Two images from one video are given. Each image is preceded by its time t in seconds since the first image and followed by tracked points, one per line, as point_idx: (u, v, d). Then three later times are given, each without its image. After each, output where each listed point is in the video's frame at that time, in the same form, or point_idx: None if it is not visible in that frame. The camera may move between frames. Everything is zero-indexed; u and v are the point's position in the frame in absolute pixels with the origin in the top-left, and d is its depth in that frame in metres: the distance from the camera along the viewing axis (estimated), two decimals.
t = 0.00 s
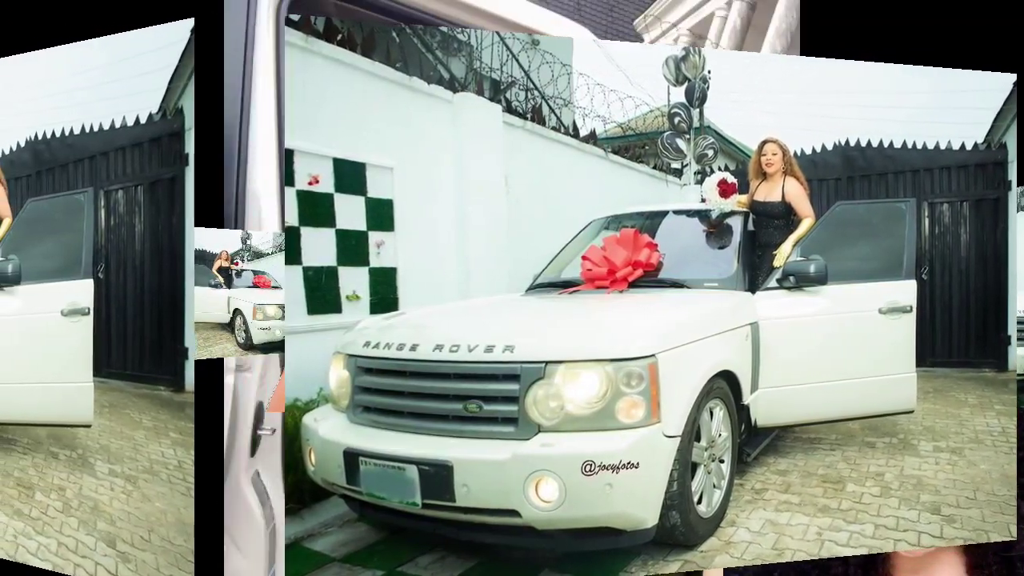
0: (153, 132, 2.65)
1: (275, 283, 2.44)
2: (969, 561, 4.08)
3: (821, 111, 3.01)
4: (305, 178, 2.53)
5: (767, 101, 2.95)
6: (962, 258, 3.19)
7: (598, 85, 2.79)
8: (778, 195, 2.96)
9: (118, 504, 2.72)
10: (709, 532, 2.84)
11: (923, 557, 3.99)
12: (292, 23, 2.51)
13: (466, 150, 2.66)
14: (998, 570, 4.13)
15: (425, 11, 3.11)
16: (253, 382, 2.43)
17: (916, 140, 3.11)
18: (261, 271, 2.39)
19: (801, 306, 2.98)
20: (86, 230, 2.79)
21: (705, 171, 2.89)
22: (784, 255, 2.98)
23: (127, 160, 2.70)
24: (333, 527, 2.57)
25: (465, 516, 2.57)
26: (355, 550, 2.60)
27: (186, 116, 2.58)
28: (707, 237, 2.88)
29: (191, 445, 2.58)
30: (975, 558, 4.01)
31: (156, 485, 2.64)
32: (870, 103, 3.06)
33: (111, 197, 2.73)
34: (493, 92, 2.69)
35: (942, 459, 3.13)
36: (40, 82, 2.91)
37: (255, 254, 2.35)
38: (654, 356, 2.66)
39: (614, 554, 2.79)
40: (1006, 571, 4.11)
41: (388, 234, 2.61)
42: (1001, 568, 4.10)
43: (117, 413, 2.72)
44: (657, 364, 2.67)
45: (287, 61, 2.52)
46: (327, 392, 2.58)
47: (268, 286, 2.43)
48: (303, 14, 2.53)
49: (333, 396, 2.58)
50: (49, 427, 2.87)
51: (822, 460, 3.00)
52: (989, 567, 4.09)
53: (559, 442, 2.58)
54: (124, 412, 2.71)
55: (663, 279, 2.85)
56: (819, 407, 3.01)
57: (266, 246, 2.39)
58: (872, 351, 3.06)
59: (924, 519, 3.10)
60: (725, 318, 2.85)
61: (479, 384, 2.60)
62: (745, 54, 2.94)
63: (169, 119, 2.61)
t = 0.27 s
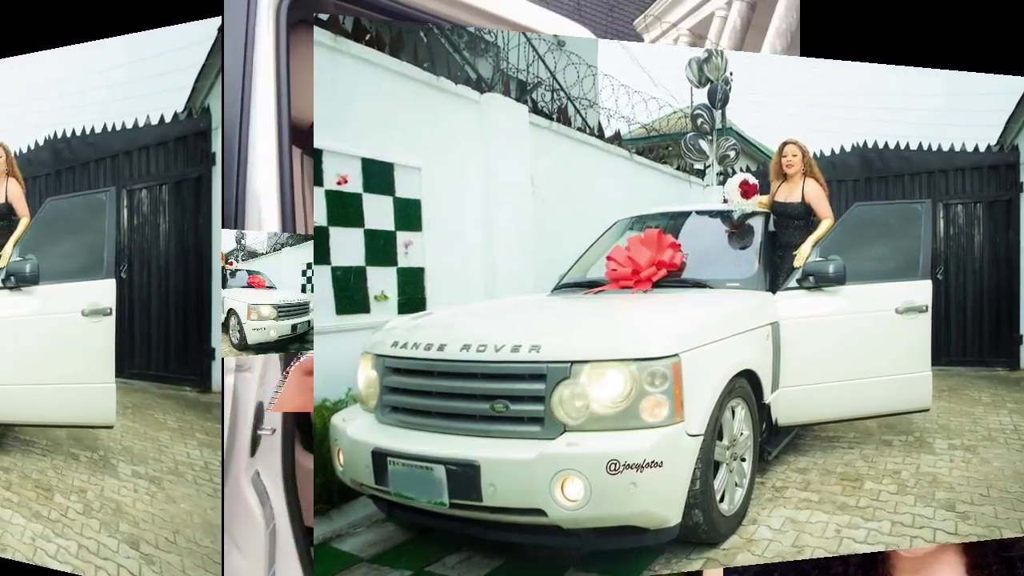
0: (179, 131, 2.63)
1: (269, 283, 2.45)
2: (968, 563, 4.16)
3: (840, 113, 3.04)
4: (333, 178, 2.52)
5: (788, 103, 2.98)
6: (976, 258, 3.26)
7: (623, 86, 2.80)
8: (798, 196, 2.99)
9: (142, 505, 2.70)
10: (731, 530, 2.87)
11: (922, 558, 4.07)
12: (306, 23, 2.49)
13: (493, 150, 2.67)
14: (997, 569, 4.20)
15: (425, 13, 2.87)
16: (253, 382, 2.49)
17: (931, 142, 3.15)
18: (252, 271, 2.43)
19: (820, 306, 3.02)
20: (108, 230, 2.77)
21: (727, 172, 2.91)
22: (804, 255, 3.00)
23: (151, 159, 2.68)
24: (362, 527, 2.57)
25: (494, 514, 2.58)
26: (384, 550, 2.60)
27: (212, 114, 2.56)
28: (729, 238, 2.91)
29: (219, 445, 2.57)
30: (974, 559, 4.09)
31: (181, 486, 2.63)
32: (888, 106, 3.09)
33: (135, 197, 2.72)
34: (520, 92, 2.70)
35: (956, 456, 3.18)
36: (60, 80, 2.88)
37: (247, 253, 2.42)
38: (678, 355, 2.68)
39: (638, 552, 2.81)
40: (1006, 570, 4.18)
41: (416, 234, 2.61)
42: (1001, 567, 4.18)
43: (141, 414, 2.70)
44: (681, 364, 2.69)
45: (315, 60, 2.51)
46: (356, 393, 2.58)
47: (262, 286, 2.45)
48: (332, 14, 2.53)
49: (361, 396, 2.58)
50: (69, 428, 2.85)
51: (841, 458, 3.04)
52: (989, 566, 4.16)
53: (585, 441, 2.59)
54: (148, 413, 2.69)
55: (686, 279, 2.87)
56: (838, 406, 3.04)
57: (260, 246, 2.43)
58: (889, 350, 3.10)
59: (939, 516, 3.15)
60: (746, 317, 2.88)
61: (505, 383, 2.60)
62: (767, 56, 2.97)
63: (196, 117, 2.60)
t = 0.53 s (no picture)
0: (205, 130, 2.62)
1: (264, 283, 2.50)
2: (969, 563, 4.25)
3: (859, 115, 3.07)
4: (362, 178, 2.52)
5: (808, 105, 3.01)
6: (989, 259, 3.33)
7: (647, 87, 2.82)
8: (817, 197, 3.02)
9: (166, 506, 2.69)
10: (752, 527, 2.90)
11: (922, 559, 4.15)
12: (306, 22, 2.50)
13: (520, 150, 2.68)
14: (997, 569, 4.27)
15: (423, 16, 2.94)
16: (256, 383, 2.54)
17: (947, 144, 3.20)
18: (250, 271, 2.51)
19: (839, 305, 3.05)
20: (131, 230, 2.75)
21: (749, 173, 2.93)
22: (823, 256, 3.04)
23: (176, 158, 2.67)
24: (390, 528, 2.57)
25: (522, 513, 2.59)
26: (412, 550, 2.60)
27: (240, 114, 2.55)
28: (750, 238, 2.93)
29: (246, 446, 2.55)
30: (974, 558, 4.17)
31: (207, 488, 2.61)
32: (906, 107, 3.14)
33: (159, 196, 2.70)
34: (546, 93, 2.71)
35: (970, 454, 3.24)
36: (80, 78, 2.86)
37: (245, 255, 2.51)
38: (701, 354, 2.71)
39: (662, 551, 2.83)
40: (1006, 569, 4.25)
41: (444, 234, 2.62)
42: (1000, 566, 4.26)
43: (165, 414, 2.69)
44: (704, 363, 2.71)
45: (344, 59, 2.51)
46: (384, 393, 2.57)
47: (257, 286, 2.50)
48: (361, 13, 2.53)
49: (390, 396, 2.58)
50: (90, 429, 2.82)
51: (859, 456, 3.07)
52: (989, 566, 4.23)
53: (610, 440, 2.60)
54: (172, 414, 2.67)
55: (709, 279, 2.89)
56: (857, 405, 3.08)
57: (256, 247, 2.51)
58: (906, 349, 3.14)
59: (954, 512, 3.20)
60: (766, 317, 2.90)
61: (532, 383, 2.60)
62: (787, 59, 3.00)
63: (223, 117, 2.59)
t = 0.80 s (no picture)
0: (231, 129, 2.60)
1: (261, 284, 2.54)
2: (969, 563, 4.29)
3: (877, 117, 3.11)
4: (391, 178, 2.52)
5: (828, 107, 3.04)
6: (1002, 259, 3.41)
7: (671, 88, 2.84)
8: (836, 199, 3.05)
9: (191, 508, 2.67)
10: (773, 525, 2.93)
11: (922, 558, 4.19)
12: (306, 22, 2.52)
13: (547, 150, 2.69)
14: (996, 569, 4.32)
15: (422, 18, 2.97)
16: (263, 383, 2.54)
17: (961, 146, 3.27)
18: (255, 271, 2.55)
19: (858, 305, 3.08)
20: (154, 229, 2.73)
21: (769, 174, 2.96)
22: (842, 256, 3.07)
23: (202, 157, 2.65)
24: (419, 528, 2.57)
25: (550, 513, 2.60)
26: (440, 550, 2.60)
27: (268, 113, 2.54)
28: (771, 238, 2.96)
29: (274, 447, 2.54)
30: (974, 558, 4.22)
31: (234, 489, 2.60)
32: (920, 109, 3.20)
33: (184, 195, 2.68)
34: (572, 94, 2.72)
35: (983, 451, 3.29)
36: (101, 75, 2.84)
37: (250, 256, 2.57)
38: (724, 354, 2.73)
39: (686, 549, 2.85)
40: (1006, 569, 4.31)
41: (472, 234, 2.62)
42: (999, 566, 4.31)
43: (190, 415, 2.67)
44: (726, 362, 2.74)
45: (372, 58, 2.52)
46: (413, 393, 2.58)
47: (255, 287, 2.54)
48: (390, 13, 2.53)
49: (419, 396, 2.58)
50: (112, 430, 2.80)
51: (876, 454, 3.10)
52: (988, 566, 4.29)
53: (636, 439, 2.61)
54: (198, 415, 2.66)
55: (731, 279, 2.91)
56: (874, 403, 3.11)
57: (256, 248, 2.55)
58: (922, 348, 3.18)
59: (968, 509, 3.25)
60: (786, 317, 2.93)
61: (559, 383, 2.61)
62: (808, 61, 3.03)
63: (250, 116, 2.58)
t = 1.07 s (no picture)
0: (258, 129, 2.59)
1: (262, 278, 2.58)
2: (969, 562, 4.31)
3: (892, 120, 3.17)
4: (421, 177, 2.52)
5: (846, 109, 3.08)
6: (1012, 260, 3.48)
7: (695, 90, 2.86)
8: (853, 200, 3.09)
9: (216, 509, 2.66)
10: (794, 522, 2.96)
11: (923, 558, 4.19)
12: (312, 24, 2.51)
13: (573, 150, 2.69)
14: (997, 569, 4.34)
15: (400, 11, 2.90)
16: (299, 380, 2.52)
17: (973, 148, 3.35)
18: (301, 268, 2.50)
19: (875, 305, 3.12)
20: (178, 229, 2.71)
21: (790, 175, 2.99)
22: (859, 257, 3.10)
23: (228, 156, 2.64)
24: (448, 527, 2.58)
25: (577, 512, 2.60)
26: (469, 550, 2.61)
27: (296, 112, 2.53)
28: (791, 239, 2.99)
29: (302, 447, 2.53)
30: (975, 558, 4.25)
31: (261, 489, 2.59)
32: (934, 112, 3.26)
33: (208, 195, 2.67)
34: (598, 95, 2.73)
35: (994, 449, 3.35)
36: (123, 74, 2.82)
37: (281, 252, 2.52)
38: (745, 353, 2.75)
39: (708, 547, 2.87)
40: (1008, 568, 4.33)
41: (500, 234, 2.63)
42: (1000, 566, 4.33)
43: (216, 416, 2.66)
44: (747, 362, 2.76)
45: (401, 57, 2.51)
46: (442, 392, 2.58)
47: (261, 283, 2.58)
48: (419, 13, 2.54)
49: (447, 396, 2.58)
50: (135, 431, 2.78)
51: (893, 452, 3.14)
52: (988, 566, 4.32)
53: (660, 438, 2.62)
54: (223, 416, 2.65)
55: (752, 279, 2.94)
56: (891, 402, 3.15)
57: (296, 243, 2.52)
58: (937, 348, 3.23)
59: (980, 506, 3.30)
60: (806, 316, 2.96)
61: (585, 383, 2.62)
62: (827, 64, 3.07)
63: (278, 115, 2.57)
